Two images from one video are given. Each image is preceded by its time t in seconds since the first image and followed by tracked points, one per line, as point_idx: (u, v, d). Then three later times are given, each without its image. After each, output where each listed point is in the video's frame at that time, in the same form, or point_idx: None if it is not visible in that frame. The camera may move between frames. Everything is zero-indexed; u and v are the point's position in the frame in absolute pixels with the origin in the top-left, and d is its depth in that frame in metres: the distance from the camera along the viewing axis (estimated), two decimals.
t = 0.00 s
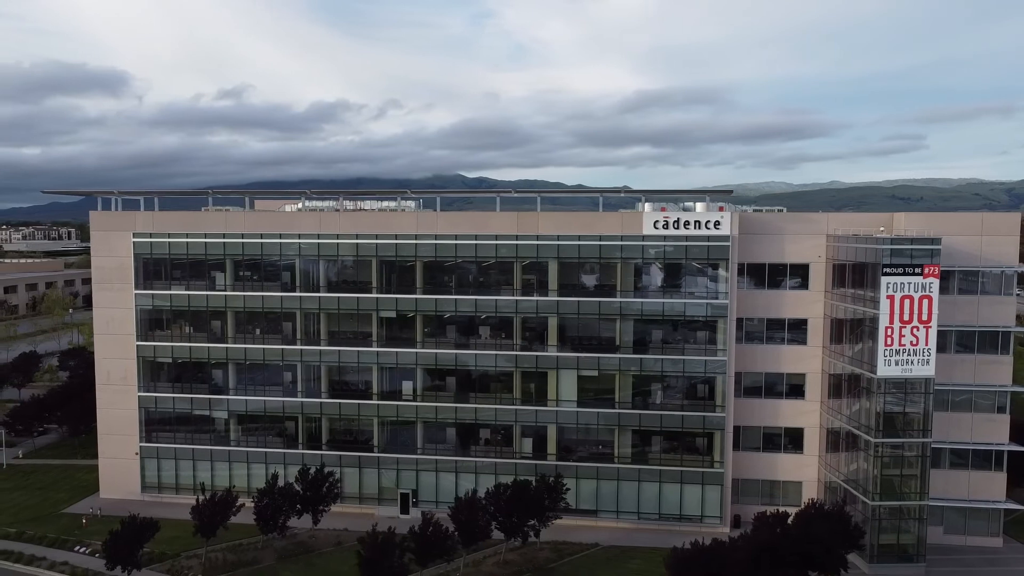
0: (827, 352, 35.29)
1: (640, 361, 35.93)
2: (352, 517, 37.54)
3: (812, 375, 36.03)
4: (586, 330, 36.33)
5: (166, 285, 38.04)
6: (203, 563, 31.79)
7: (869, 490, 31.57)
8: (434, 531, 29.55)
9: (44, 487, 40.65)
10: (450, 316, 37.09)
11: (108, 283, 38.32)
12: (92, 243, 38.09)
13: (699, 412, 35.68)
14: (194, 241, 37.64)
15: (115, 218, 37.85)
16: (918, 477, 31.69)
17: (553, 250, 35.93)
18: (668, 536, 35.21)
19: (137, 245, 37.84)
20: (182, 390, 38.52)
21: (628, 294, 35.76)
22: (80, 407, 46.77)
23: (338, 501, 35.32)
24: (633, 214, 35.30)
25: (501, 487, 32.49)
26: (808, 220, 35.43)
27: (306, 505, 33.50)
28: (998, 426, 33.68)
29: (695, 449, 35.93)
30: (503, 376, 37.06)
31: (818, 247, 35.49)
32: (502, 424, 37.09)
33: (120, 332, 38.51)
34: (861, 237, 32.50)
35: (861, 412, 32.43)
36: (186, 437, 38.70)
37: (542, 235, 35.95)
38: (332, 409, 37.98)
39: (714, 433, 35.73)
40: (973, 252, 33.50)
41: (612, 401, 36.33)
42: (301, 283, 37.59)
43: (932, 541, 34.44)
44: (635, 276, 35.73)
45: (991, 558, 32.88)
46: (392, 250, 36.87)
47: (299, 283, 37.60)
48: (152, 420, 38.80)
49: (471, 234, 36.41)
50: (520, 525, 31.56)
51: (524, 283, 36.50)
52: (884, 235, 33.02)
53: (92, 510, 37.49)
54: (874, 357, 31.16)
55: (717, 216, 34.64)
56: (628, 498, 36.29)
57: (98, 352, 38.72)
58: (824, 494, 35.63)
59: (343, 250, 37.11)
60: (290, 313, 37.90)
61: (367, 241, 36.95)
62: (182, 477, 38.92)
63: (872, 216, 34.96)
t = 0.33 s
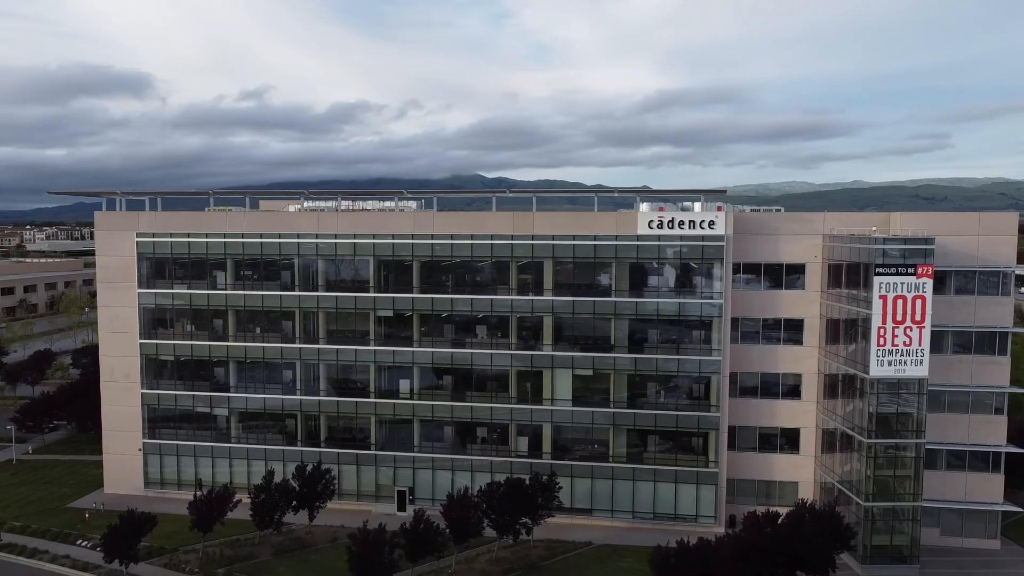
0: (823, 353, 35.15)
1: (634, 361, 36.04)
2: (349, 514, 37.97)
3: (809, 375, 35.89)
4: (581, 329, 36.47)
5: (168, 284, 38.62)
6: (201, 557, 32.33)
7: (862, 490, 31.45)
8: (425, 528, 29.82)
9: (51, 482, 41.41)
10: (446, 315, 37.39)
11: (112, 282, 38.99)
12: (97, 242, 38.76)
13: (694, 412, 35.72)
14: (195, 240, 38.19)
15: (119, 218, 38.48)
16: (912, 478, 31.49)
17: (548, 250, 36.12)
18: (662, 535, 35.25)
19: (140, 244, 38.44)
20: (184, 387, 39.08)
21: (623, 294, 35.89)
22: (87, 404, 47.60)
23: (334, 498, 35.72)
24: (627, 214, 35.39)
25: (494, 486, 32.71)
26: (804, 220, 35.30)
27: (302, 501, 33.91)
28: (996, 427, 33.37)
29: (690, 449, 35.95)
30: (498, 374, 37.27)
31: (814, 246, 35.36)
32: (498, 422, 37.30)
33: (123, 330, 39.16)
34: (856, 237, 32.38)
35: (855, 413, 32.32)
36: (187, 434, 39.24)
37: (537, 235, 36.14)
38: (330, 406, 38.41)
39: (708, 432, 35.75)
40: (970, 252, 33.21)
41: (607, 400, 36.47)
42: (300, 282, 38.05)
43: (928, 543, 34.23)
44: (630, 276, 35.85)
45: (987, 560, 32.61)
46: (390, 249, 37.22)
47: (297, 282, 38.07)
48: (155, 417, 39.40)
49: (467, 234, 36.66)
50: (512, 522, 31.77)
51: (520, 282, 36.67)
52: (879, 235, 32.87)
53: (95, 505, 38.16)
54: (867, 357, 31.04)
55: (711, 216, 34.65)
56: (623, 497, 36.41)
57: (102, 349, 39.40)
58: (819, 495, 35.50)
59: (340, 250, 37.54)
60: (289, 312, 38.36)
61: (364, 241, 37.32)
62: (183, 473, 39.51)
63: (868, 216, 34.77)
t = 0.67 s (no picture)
0: (819, 353, 35.02)
1: (629, 361, 36.10)
2: (346, 511, 38.35)
3: (805, 375, 35.75)
4: (576, 329, 36.58)
5: (170, 282, 39.19)
6: (198, 552, 32.82)
7: (855, 491, 31.33)
8: (417, 525, 30.03)
9: (57, 477, 42.13)
10: (442, 314, 37.64)
11: (116, 281, 39.62)
12: (101, 241, 39.41)
13: (689, 411, 35.75)
14: (196, 240, 38.72)
15: (122, 218, 39.09)
16: (906, 479, 31.28)
17: (543, 250, 36.27)
18: (655, 535, 35.32)
19: (143, 244, 39.05)
20: (186, 385, 39.62)
21: (618, 294, 35.97)
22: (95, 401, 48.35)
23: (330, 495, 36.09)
24: (622, 213, 35.48)
25: (486, 484, 32.91)
26: (799, 220, 35.17)
27: (298, 498, 34.32)
28: (993, 428, 33.09)
29: (684, 449, 35.99)
30: (494, 374, 37.48)
31: (810, 246, 35.22)
32: (494, 421, 37.50)
33: (126, 328, 39.78)
34: (850, 237, 32.25)
35: (848, 413, 32.17)
36: (189, 431, 39.78)
37: (532, 234, 36.30)
38: (328, 404, 38.79)
39: (702, 432, 35.78)
40: (966, 252, 32.95)
41: (602, 399, 36.56)
42: (299, 281, 38.45)
43: (925, 544, 34.01)
44: (625, 275, 35.93)
45: (983, 562, 32.36)
46: (386, 249, 37.54)
47: (296, 281, 38.47)
48: (157, 414, 39.97)
49: (462, 233, 36.87)
50: (504, 520, 31.99)
51: (515, 282, 36.83)
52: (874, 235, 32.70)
53: (99, 500, 38.81)
54: (859, 357, 30.89)
55: (705, 215, 34.66)
56: (618, 496, 36.51)
57: (106, 347, 40.05)
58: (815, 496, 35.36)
59: (338, 250, 37.91)
60: (287, 311, 38.77)
61: (361, 240, 37.65)
62: (185, 470, 40.06)
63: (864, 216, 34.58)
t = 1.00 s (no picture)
0: (814, 353, 34.85)
1: (622, 360, 36.17)
2: (343, 508, 38.76)
3: (800, 376, 35.59)
4: (570, 328, 36.72)
5: (172, 281, 39.84)
6: (194, 547, 33.37)
7: (847, 492, 31.19)
8: (407, 522, 30.26)
9: (64, 473, 42.95)
10: (438, 313, 37.91)
11: (120, 280, 40.32)
12: (106, 241, 40.15)
13: (683, 411, 35.78)
14: (198, 240, 39.33)
15: (126, 217, 39.80)
16: (898, 481, 31.08)
17: (537, 249, 36.44)
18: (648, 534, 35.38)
19: (146, 243, 39.76)
20: (188, 382, 40.22)
21: (612, 293, 36.06)
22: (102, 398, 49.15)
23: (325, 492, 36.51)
24: (615, 213, 35.60)
25: (478, 481, 33.13)
26: (794, 220, 35.04)
27: (294, 494, 34.76)
28: (989, 430, 32.78)
29: (678, 449, 36.02)
30: (488, 372, 37.69)
31: (805, 246, 35.06)
32: (488, 420, 37.72)
33: (130, 326, 40.46)
34: (842, 236, 32.12)
35: (840, 414, 32.02)
36: (190, 428, 40.38)
37: (526, 234, 36.51)
38: (325, 402, 39.20)
39: (696, 432, 35.79)
40: (961, 252, 32.64)
41: (596, 398, 36.66)
42: (297, 280, 38.90)
43: (920, 547, 33.75)
44: (619, 275, 36.00)
45: (978, 565, 32.05)
46: (383, 249, 37.91)
47: (294, 280, 38.93)
48: (160, 411, 40.63)
49: (458, 233, 37.14)
50: (494, 518, 32.20)
51: (511, 281, 37.04)
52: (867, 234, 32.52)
53: (102, 495, 39.53)
54: (850, 358, 30.73)
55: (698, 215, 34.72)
56: (611, 495, 36.63)
57: (111, 345, 40.77)
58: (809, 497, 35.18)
59: (336, 250, 38.33)
60: (286, 309, 39.23)
61: (358, 240, 38.04)
62: (187, 466, 40.67)
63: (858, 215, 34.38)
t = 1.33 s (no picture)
0: (809, 353, 34.73)
1: (616, 359, 36.24)
2: (341, 505, 39.15)
3: (795, 376, 35.47)
4: (564, 327, 36.82)
5: (174, 280, 40.41)
6: (192, 542, 33.86)
7: (839, 492, 31.09)
8: (398, 520, 30.46)
9: (71, 468, 43.71)
10: (434, 312, 38.17)
11: (123, 279, 40.97)
12: (110, 240, 40.80)
13: (676, 410, 35.82)
14: (199, 239, 39.88)
15: (129, 217, 40.43)
16: (890, 481, 30.91)
17: (531, 249, 36.60)
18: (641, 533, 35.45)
19: (148, 243, 40.36)
20: (189, 380, 40.78)
21: (606, 293, 36.15)
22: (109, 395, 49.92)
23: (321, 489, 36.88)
24: (609, 212, 35.68)
25: (470, 479, 33.30)
26: (789, 219, 34.92)
27: (290, 490, 35.14)
28: (985, 431, 32.50)
29: (672, 448, 36.06)
30: (482, 370, 37.92)
31: (800, 246, 34.93)
32: (484, 419, 37.93)
33: (133, 324, 41.10)
34: (834, 236, 32.01)
35: (833, 414, 31.90)
36: (192, 424, 40.94)
37: (520, 234, 36.67)
38: (323, 400, 39.58)
39: (690, 431, 35.83)
40: (957, 252, 32.35)
41: (590, 397, 36.74)
42: (296, 278, 39.32)
43: (915, 548, 33.47)
44: (613, 274, 36.08)
45: (972, 567, 31.77)
46: (379, 248, 38.23)
47: (293, 279, 39.35)
48: (162, 408, 41.23)
49: (453, 232, 37.36)
50: (486, 515, 32.37)
51: (506, 280, 37.22)
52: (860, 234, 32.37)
53: (105, 491, 40.19)
54: (841, 357, 30.63)
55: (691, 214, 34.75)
56: (605, 494, 36.75)
57: (115, 342, 41.44)
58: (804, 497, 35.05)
59: (333, 248, 38.70)
60: (285, 308, 39.66)
61: (355, 240, 38.39)
62: (188, 462, 41.25)
63: (853, 214, 34.19)
